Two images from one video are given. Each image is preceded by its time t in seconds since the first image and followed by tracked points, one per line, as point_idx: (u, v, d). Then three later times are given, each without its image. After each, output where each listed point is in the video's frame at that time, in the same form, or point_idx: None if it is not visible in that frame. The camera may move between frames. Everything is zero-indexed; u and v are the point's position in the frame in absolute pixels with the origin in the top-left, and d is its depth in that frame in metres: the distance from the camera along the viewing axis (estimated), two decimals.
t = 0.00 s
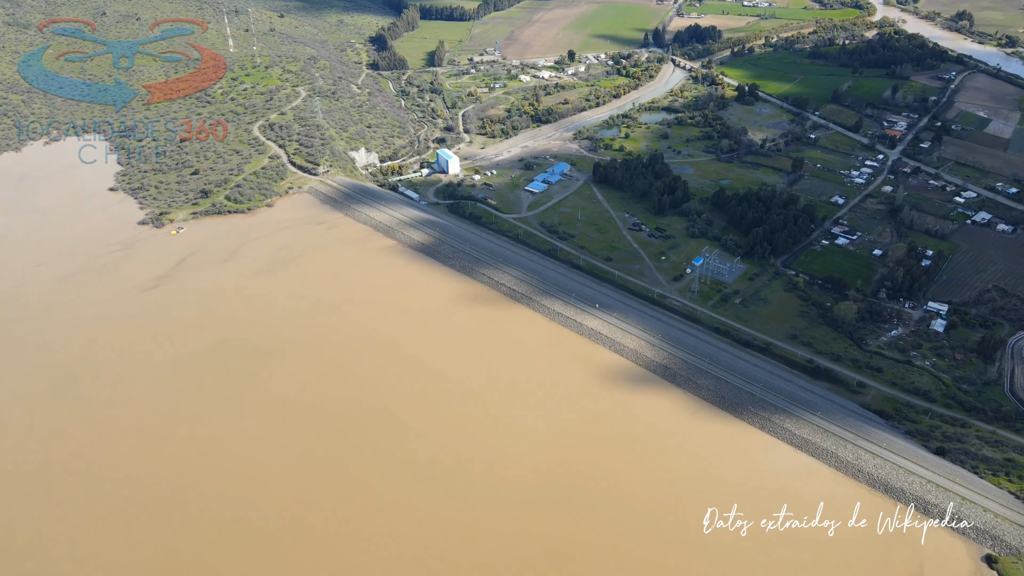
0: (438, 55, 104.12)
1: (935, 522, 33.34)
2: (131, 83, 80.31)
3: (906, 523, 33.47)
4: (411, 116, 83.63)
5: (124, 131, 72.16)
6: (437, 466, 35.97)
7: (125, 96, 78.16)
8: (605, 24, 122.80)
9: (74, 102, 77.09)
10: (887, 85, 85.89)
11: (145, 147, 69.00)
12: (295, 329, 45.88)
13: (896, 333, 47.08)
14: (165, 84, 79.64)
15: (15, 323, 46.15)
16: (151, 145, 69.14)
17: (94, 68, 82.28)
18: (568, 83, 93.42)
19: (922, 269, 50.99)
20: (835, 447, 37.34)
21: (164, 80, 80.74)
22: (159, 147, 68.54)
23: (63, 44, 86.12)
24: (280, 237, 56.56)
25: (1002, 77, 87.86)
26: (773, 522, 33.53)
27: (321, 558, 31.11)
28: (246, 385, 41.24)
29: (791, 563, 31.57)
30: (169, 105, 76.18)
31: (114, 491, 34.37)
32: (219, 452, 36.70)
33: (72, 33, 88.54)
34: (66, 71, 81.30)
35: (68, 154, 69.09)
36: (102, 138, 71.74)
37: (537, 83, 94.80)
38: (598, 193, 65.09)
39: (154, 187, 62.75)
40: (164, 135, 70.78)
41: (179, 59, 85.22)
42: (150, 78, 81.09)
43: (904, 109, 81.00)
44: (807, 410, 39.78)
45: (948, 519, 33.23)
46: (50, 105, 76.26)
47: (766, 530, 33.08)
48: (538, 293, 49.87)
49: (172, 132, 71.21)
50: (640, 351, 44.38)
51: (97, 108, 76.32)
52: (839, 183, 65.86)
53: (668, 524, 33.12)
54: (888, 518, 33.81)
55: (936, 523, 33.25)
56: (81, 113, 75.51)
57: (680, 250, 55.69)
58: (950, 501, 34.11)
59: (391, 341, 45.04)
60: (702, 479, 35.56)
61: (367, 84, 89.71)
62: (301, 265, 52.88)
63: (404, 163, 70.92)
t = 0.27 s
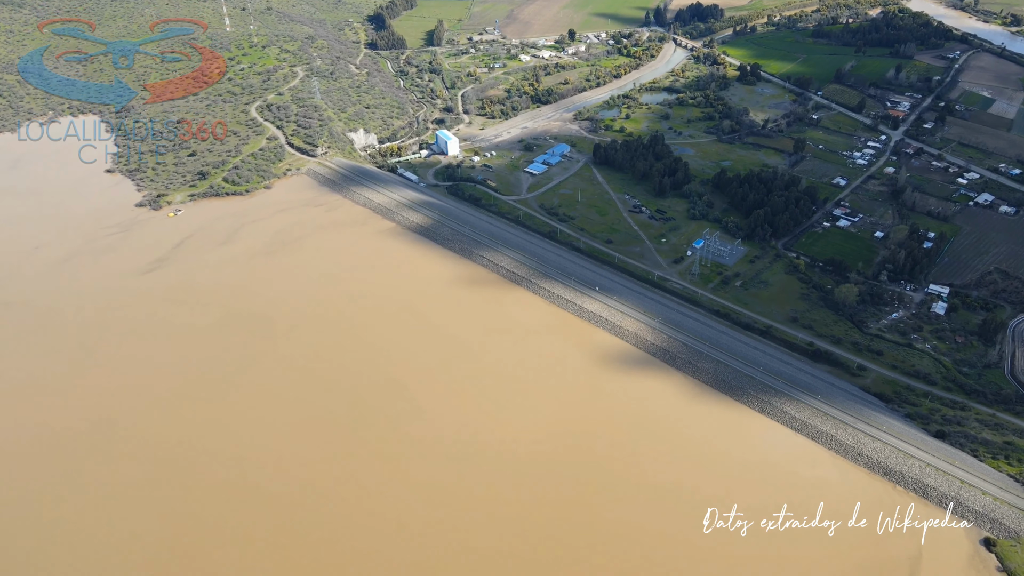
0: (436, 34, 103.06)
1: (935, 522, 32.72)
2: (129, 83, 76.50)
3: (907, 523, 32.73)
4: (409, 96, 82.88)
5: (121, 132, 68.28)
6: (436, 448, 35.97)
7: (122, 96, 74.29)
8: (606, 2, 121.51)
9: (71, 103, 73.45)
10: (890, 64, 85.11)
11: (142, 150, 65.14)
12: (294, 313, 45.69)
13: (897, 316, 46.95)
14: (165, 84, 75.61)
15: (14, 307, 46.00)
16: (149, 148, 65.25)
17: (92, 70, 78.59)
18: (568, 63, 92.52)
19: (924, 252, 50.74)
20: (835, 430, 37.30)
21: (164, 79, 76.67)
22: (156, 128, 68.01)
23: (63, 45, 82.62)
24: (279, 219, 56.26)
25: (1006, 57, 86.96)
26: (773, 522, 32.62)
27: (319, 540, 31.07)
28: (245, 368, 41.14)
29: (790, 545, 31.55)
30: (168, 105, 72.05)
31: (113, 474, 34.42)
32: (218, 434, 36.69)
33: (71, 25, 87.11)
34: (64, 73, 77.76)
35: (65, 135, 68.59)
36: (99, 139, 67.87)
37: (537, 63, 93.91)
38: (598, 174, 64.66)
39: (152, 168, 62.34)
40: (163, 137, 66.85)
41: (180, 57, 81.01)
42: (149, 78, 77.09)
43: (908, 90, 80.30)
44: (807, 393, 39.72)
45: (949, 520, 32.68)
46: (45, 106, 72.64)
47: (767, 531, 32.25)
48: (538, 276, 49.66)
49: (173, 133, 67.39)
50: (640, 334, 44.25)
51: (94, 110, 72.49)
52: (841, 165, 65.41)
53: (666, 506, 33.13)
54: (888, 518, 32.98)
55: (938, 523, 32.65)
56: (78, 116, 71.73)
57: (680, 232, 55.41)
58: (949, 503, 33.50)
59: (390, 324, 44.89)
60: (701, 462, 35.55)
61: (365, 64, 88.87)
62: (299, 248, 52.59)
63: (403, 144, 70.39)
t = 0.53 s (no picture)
0: (436, 15, 102.06)
1: (935, 521, 31.99)
2: (127, 83, 72.85)
3: (907, 523, 31.95)
4: (408, 78, 82.20)
5: (118, 135, 64.67)
6: (435, 432, 35.97)
7: (120, 97, 70.60)
8: None
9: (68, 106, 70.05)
10: (894, 46, 84.27)
11: (140, 155, 61.56)
12: (293, 297, 45.53)
13: (898, 300, 46.77)
14: (165, 84, 71.90)
15: (12, 291, 45.91)
16: (147, 154, 61.70)
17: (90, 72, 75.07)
18: (569, 45, 91.70)
19: (926, 235, 50.47)
20: (834, 415, 37.26)
21: (165, 80, 72.89)
22: (153, 111, 67.57)
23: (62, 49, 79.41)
24: (277, 203, 55.96)
25: (1012, 37, 86.14)
26: (773, 522, 31.82)
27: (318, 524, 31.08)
28: (244, 352, 41.08)
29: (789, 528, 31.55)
30: (168, 106, 68.24)
31: (112, 458, 34.44)
32: (217, 418, 36.67)
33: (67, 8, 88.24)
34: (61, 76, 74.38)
35: (61, 118, 68.21)
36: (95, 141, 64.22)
37: (537, 44, 93.09)
38: (598, 157, 64.25)
39: (149, 151, 61.99)
40: (163, 142, 63.33)
41: (181, 57, 77.11)
42: (148, 78, 73.36)
43: (911, 71, 79.59)
44: (807, 377, 39.64)
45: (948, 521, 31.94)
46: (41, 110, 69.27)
47: (766, 531, 31.43)
48: (538, 260, 49.46)
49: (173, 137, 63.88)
50: (640, 319, 44.11)
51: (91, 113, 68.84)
52: (844, 147, 64.97)
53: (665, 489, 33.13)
54: (888, 518, 32.17)
55: (937, 524, 31.90)
56: (73, 117, 68.05)
57: (681, 216, 55.14)
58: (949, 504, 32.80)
59: (389, 309, 44.75)
60: (701, 446, 35.55)
61: (364, 45, 88.06)
62: (298, 232, 52.33)
63: (402, 127, 69.91)
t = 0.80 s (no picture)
0: None
1: (935, 521, 31.23)
2: (126, 82, 69.14)
3: (907, 522, 31.13)
4: (407, 58, 81.41)
5: (116, 136, 61.38)
6: (434, 416, 35.92)
7: (118, 97, 66.86)
8: None
9: (64, 106, 66.52)
10: (898, 25, 83.36)
11: (138, 158, 58.32)
12: (291, 280, 45.34)
13: (899, 283, 46.56)
14: (164, 84, 68.02)
15: (9, 273, 45.75)
16: (145, 157, 58.43)
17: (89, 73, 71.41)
18: (569, 24, 90.73)
19: (928, 218, 50.15)
20: (834, 398, 37.21)
21: (165, 78, 68.93)
22: (149, 92, 67.05)
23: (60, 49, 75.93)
24: (275, 185, 55.59)
25: (1017, 16, 85.17)
26: (773, 522, 31.01)
27: (316, 508, 31.00)
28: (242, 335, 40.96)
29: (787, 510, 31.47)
30: (169, 107, 64.72)
31: (110, 442, 34.39)
32: (214, 402, 36.55)
33: None
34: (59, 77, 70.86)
35: (57, 98, 67.77)
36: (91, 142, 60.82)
37: (537, 24, 92.11)
38: (599, 139, 63.75)
39: (145, 133, 61.55)
40: (161, 144, 59.93)
41: (182, 54, 72.98)
42: (148, 77, 69.42)
43: (915, 51, 78.79)
44: (808, 361, 39.55)
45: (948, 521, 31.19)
46: (35, 110, 65.91)
47: (766, 531, 30.65)
48: (538, 243, 49.20)
49: (173, 138, 60.84)
50: (640, 302, 43.94)
51: (88, 113, 65.27)
52: (846, 128, 64.44)
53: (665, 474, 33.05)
54: (888, 517, 31.34)
55: (937, 524, 31.15)
56: (68, 117, 64.52)
57: (682, 198, 54.81)
58: (948, 503, 32.12)
59: (387, 292, 44.57)
60: (700, 429, 35.53)
61: (362, 24, 87.15)
62: (295, 215, 52.01)
63: (401, 108, 69.31)
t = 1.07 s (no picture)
0: None
1: (935, 521, 30.47)
2: (123, 72, 67.11)
3: (907, 522, 30.36)
4: (406, 38, 80.54)
5: (113, 136, 58.32)
6: (433, 399, 35.79)
7: (116, 96, 63.62)
8: None
9: (59, 104, 63.34)
10: (902, 4, 82.41)
11: (136, 160, 55.52)
12: (289, 264, 45.04)
13: (901, 267, 46.32)
14: (166, 83, 64.76)
15: (5, 256, 45.48)
16: (144, 158, 55.69)
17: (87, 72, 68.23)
18: (569, 3, 89.71)
19: (931, 200, 49.80)
20: (835, 382, 37.10)
21: (166, 76, 65.65)
22: (145, 73, 66.45)
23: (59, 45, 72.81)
24: (272, 168, 55.16)
25: None
26: (773, 522, 30.25)
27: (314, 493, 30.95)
28: (239, 319, 40.73)
29: (787, 494, 31.38)
30: (169, 108, 61.65)
31: (107, 427, 34.25)
32: (212, 387, 36.42)
33: None
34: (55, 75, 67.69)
35: (52, 79, 67.15)
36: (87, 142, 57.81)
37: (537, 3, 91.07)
38: (599, 120, 63.21)
39: (142, 114, 61.03)
40: (161, 146, 57.07)
41: (184, 51, 69.44)
42: (148, 75, 66.07)
43: (919, 30, 77.94)
44: (809, 345, 39.42)
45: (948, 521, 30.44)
46: (28, 106, 62.87)
47: (766, 532, 29.90)
48: (537, 225, 48.91)
49: (173, 139, 58.11)
50: (640, 285, 43.72)
51: (84, 111, 62.10)
52: (849, 109, 63.86)
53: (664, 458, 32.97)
54: (888, 517, 30.55)
55: (937, 524, 30.40)
56: (64, 116, 61.38)
57: (683, 180, 54.43)
58: (949, 502, 31.36)
59: (386, 275, 44.31)
60: (700, 413, 35.44)
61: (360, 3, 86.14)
62: (293, 198, 51.62)
63: (400, 89, 68.67)
